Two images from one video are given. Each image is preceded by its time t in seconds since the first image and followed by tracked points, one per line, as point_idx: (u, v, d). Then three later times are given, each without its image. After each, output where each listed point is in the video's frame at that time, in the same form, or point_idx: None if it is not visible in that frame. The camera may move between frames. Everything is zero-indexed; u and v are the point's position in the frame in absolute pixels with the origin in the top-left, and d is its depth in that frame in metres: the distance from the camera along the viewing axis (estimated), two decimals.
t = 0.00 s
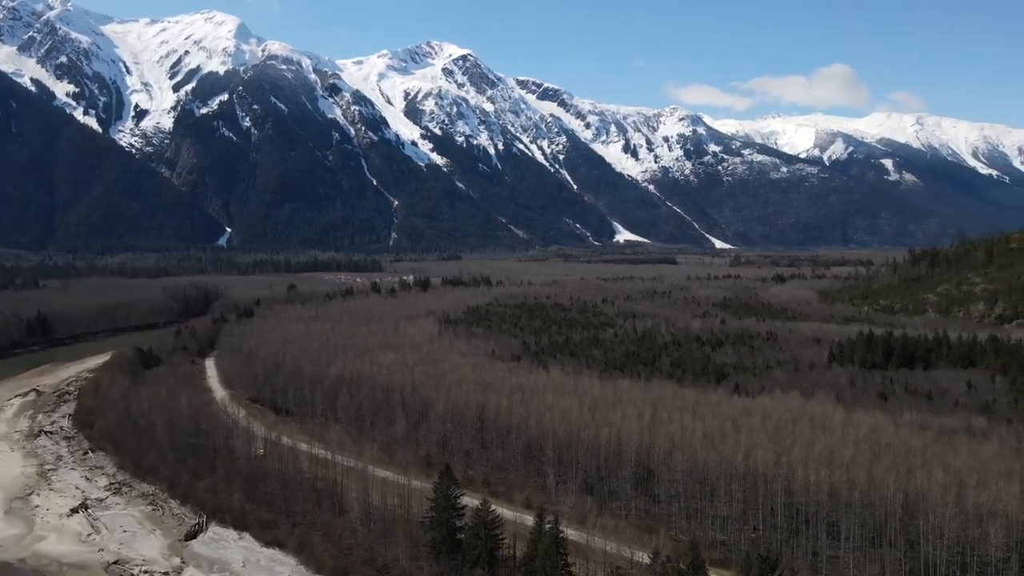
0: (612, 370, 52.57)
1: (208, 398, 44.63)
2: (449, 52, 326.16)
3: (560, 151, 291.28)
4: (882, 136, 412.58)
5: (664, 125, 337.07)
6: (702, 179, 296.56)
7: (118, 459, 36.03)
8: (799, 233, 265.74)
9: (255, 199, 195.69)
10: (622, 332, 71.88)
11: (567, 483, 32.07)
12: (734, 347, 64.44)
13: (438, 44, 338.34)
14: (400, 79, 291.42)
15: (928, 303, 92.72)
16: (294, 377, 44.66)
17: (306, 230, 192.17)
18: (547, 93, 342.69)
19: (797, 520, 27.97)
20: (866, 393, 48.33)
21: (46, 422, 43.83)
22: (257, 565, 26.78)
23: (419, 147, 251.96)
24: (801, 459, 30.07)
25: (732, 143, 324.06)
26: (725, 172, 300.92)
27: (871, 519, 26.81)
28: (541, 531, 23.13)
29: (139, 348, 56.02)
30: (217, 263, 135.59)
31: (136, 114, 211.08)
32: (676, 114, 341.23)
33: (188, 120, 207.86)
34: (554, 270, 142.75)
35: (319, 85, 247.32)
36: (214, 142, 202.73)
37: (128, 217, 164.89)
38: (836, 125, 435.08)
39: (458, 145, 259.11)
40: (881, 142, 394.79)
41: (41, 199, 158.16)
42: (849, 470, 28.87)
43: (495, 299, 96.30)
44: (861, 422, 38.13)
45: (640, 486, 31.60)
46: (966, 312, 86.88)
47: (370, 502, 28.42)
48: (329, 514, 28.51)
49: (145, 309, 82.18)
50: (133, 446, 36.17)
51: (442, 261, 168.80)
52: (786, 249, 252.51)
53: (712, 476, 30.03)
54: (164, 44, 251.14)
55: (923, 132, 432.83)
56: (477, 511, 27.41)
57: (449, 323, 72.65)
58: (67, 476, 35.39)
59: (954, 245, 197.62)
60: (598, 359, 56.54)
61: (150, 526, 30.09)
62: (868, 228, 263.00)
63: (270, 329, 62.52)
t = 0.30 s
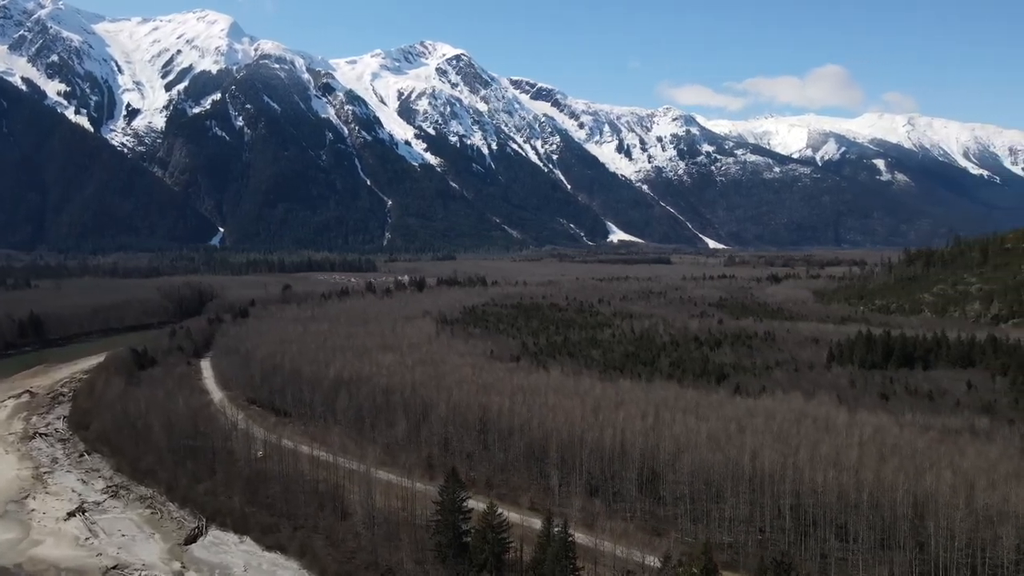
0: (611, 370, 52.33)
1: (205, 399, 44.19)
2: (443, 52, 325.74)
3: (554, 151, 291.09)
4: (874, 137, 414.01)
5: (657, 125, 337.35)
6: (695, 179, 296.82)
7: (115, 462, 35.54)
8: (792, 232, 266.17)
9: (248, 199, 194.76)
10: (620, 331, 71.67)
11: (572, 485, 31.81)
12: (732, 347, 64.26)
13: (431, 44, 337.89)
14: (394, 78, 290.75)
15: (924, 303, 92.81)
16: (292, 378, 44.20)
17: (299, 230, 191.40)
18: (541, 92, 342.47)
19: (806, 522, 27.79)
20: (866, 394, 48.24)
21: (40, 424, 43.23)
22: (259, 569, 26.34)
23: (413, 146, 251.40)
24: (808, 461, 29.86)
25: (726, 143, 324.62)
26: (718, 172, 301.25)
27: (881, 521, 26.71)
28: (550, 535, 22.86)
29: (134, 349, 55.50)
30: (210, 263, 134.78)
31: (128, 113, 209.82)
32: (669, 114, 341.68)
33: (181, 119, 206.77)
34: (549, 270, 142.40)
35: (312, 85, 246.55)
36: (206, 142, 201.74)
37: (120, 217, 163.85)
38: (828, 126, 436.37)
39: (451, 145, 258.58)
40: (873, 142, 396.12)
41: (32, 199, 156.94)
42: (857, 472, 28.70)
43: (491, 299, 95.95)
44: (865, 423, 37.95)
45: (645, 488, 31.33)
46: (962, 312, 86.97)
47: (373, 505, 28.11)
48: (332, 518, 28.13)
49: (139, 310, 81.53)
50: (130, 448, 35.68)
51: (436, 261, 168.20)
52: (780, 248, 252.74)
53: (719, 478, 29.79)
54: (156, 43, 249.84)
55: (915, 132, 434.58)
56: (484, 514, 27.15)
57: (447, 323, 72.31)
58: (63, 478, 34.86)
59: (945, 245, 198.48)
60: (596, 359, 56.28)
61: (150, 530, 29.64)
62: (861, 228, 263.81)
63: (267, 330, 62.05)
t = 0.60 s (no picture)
0: (610, 370, 52.09)
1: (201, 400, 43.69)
2: (436, 52, 325.18)
3: (547, 151, 290.94)
4: (866, 137, 415.52)
5: (650, 125, 337.64)
6: (688, 179, 297.08)
7: (111, 464, 35.07)
8: (785, 232, 266.55)
9: (240, 199, 193.83)
10: (617, 331, 71.45)
11: (576, 487, 31.56)
12: (731, 347, 64.05)
13: (424, 44, 337.42)
14: (387, 78, 290.01)
15: (920, 303, 92.90)
16: (289, 379, 43.77)
17: (292, 229, 190.54)
18: (534, 92, 342.01)
19: (813, 524, 27.65)
20: (867, 394, 48.23)
21: (34, 426, 42.63)
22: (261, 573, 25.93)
23: (406, 146, 250.74)
24: (814, 463, 29.71)
25: (718, 144, 325.20)
26: (711, 172, 301.61)
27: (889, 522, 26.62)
28: (558, 538, 22.57)
29: (128, 349, 54.90)
30: (203, 263, 133.91)
31: (119, 112, 208.34)
32: (662, 114, 342.03)
33: (172, 118, 205.52)
34: (544, 270, 141.97)
35: (305, 84, 245.68)
36: (198, 141, 200.67)
37: (111, 217, 162.63)
38: (820, 126, 437.73)
39: (444, 145, 257.97)
40: (864, 142, 397.48)
41: (23, 198, 155.67)
42: (864, 474, 28.58)
43: (487, 299, 95.63)
44: (868, 423, 37.82)
45: (650, 489, 31.08)
46: (957, 311, 87.08)
47: (376, 507, 27.73)
48: (334, 521, 27.76)
49: (132, 310, 80.86)
50: (127, 450, 35.22)
51: (430, 261, 167.59)
52: (773, 248, 252.95)
53: (723, 480, 29.62)
54: (147, 42, 248.32)
55: (906, 132, 436.47)
56: (490, 517, 26.86)
57: (443, 323, 71.93)
58: (58, 481, 34.33)
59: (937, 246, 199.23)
60: (595, 359, 55.97)
61: (148, 534, 29.17)
62: (852, 228, 264.68)
63: (262, 330, 61.52)
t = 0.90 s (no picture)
0: (610, 370, 51.88)
1: (197, 401, 43.17)
2: (429, 52, 324.37)
3: (540, 151, 290.63)
4: (856, 137, 417.11)
5: (643, 125, 337.78)
6: (681, 179, 297.27)
7: (107, 467, 34.57)
8: (777, 232, 267.10)
9: (233, 199, 192.95)
10: (614, 331, 71.27)
11: (580, 488, 31.34)
12: (729, 347, 63.86)
13: (417, 43, 336.87)
14: (380, 78, 289.21)
15: (915, 302, 93.14)
16: (288, 380, 43.35)
17: (285, 229, 189.80)
18: (527, 92, 341.61)
19: (820, 526, 27.55)
20: (867, 393, 48.25)
21: (28, 428, 42.05)
22: None
23: (399, 146, 250.07)
24: (820, 464, 29.57)
25: (711, 144, 325.72)
26: (703, 172, 301.94)
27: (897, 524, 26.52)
28: (567, 541, 22.29)
29: (122, 350, 54.28)
30: (195, 263, 133.09)
31: (110, 112, 206.87)
32: (654, 114, 342.24)
33: (164, 117, 204.23)
34: (538, 270, 141.56)
35: (297, 83, 244.69)
36: (190, 141, 199.45)
37: (102, 216, 161.43)
38: (811, 126, 438.93)
39: (437, 144, 257.38)
40: (855, 142, 398.98)
41: (12, 198, 154.32)
42: (871, 475, 28.46)
43: (482, 299, 95.26)
44: (871, 423, 37.74)
45: (654, 492, 30.88)
46: (952, 311, 87.24)
47: (380, 511, 27.44)
48: (337, 524, 27.39)
49: (125, 311, 80.19)
50: (124, 453, 34.70)
51: (424, 261, 167.13)
52: (765, 248, 253.32)
53: (729, 481, 29.42)
54: (138, 41, 246.74)
55: (897, 133, 438.33)
56: (496, 520, 26.59)
57: (440, 323, 71.59)
58: (53, 485, 33.81)
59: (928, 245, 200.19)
60: (594, 360, 55.73)
61: (147, 538, 28.73)
62: (844, 228, 265.61)
63: (258, 331, 61.06)
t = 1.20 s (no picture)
0: (607, 370, 51.62)
1: (192, 403, 42.68)
2: (420, 51, 323.52)
3: (531, 151, 290.45)
4: (845, 138, 418.74)
5: (633, 125, 338.06)
6: (671, 179, 297.53)
7: (101, 470, 34.01)
8: (767, 232, 267.79)
9: (222, 198, 191.94)
10: (609, 331, 71.05)
11: (582, 489, 31.08)
12: (725, 347, 63.63)
13: (408, 43, 336.10)
14: (370, 77, 288.26)
15: (907, 301, 93.40)
16: (284, 381, 42.83)
17: (275, 229, 188.91)
18: (518, 92, 341.04)
19: (827, 526, 27.29)
20: (864, 393, 48.28)
21: (18, 431, 41.37)
22: None
23: (389, 146, 249.24)
24: (825, 465, 29.41)
25: (701, 144, 326.40)
26: (694, 172, 302.42)
27: (905, 525, 26.37)
28: (575, 545, 21.96)
29: (114, 352, 53.59)
30: (185, 264, 132.10)
31: (98, 111, 205.05)
32: (645, 114, 342.54)
33: (152, 117, 202.54)
34: (530, 270, 141.12)
35: (287, 83, 243.44)
36: (179, 140, 198.02)
37: (89, 216, 160.04)
38: (801, 127, 440.52)
39: (428, 144, 256.69)
40: (844, 143, 400.75)
41: None
42: (876, 476, 28.34)
43: (475, 299, 94.81)
44: (872, 423, 37.67)
45: (657, 494, 30.65)
46: (944, 310, 87.39)
47: (382, 514, 27.11)
48: (338, 528, 26.99)
49: (114, 312, 79.49)
50: (117, 456, 34.15)
51: (415, 261, 166.53)
52: (756, 248, 253.75)
53: (734, 483, 29.20)
54: (126, 39, 244.96)
55: (885, 133, 440.64)
56: (500, 523, 26.29)
57: (434, 323, 71.12)
58: (46, 488, 33.25)
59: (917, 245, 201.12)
60: (590, 360, 55.41)
61: (143, 543, 28.24)
62: (833, 228, 266.92)
63: (251, 332, 60.48)
